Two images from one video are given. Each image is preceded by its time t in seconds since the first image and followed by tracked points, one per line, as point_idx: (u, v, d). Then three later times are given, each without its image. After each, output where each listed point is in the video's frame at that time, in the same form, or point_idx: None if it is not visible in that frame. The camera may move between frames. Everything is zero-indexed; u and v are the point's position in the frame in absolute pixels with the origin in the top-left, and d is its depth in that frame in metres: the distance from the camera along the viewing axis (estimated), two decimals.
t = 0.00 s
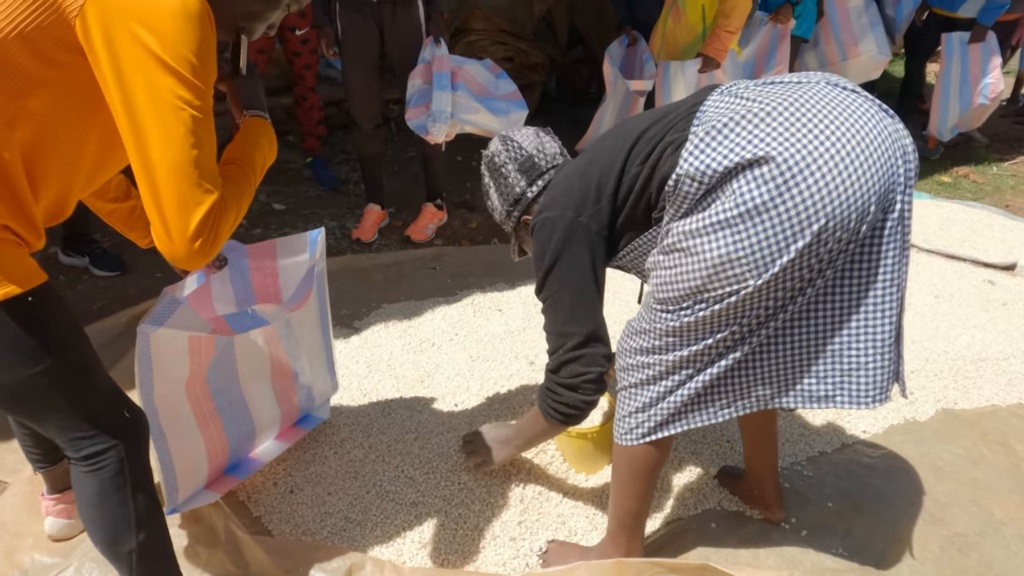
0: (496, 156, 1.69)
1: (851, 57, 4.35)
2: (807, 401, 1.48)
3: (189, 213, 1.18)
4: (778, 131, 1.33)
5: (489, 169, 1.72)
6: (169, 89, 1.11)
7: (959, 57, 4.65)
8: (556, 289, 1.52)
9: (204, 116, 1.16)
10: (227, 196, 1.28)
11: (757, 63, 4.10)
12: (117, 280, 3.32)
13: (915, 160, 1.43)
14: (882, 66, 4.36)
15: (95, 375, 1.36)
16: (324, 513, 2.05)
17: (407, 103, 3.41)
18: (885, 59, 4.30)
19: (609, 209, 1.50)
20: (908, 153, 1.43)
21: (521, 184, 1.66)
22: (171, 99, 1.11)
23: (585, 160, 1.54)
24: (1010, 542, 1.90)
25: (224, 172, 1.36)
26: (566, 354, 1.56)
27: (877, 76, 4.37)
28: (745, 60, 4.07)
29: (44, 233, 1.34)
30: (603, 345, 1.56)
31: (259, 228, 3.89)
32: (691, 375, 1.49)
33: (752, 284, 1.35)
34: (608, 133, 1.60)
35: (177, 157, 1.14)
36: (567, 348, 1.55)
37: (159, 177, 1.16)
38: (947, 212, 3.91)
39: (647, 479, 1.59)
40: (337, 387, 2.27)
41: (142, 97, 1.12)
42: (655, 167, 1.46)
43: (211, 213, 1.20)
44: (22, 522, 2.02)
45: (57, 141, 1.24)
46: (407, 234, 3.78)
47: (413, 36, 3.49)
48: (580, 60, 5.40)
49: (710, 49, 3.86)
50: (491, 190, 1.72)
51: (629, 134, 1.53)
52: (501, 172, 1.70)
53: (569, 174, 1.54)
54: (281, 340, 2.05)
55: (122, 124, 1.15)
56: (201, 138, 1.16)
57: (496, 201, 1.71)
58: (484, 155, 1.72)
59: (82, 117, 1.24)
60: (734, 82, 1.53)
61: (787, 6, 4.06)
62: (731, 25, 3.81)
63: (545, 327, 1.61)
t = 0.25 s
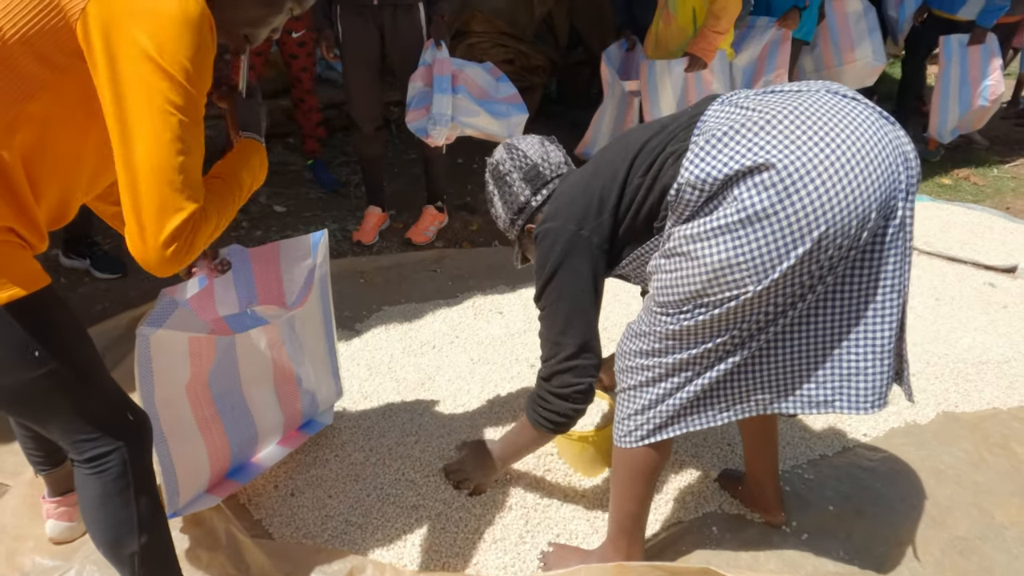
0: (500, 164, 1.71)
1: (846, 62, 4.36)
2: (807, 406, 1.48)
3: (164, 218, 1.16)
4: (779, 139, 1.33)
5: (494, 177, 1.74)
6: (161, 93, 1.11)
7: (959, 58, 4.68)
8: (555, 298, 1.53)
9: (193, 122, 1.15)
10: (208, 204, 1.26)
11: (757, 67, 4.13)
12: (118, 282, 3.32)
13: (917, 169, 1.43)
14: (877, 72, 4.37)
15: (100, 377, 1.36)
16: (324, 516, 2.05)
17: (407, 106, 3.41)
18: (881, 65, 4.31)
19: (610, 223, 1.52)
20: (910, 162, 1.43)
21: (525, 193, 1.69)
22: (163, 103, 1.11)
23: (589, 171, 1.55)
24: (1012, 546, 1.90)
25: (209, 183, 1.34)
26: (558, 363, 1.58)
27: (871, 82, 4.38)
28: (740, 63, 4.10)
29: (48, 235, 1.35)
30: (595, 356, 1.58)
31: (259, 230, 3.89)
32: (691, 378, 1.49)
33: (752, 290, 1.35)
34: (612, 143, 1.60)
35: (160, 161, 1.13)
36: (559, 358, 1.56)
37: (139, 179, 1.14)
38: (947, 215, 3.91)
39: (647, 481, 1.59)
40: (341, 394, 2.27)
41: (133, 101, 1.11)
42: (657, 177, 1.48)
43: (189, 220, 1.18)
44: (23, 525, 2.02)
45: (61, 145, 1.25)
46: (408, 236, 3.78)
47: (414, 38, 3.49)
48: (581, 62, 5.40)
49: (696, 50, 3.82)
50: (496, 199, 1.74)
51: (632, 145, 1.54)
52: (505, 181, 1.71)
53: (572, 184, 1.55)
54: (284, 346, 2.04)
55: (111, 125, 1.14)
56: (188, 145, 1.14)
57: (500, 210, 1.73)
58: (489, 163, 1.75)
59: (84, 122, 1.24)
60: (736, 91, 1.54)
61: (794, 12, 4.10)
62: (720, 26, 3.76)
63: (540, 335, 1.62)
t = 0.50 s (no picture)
0: (506, 176, 1.72)
1: (845, 66, 4.38)
2: (807, 412, 1.48)
3: (136, 223, 1.15)
4: (781, 146, 1.33)
5: (500, 188, 1.75)
6: (154, 99, 1.10)
7: (959, 63, 4.68)
8: (558, 308, 1.53)
9: (179, 130, 1.14)
10: (186, 214, 1.24)
11: (759, 72, 4.12)
12: (121, 284, 3.32)
13: (920, 178, 1.43)
14: (873, 80, 4.40)
15: (107, 380, 1.36)
16: (327, 519, 2.05)
17: (411, 109, 3.42)
18: (878, 73, 4.34)
19: (614, 233, 1.52)
20: (912, 172, 1.43)
21: (530, 204, 1.70)
22: (150, 109, 1.10)
23: (593, 183, 1.56)
24: (1015, 551, 1.90)
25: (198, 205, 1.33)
26: (557, 372, 1.59)
27: (868, 89, 4.41)
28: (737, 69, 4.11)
29: (54, 238, 1.35)
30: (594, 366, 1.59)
31: (262, 233, 3.90)
32: (691, 382, 1.49)
33: (753, 295, 1.35)
34: (617, 154, 1.61)
35: (141, 165, 1.11)
36: (559, 366, 1.58)
37: (119, 181, 1.13)
38: (950, 218, 3.91)
39: (648, 484, 1.59)
40: (346, 400, 2.27)
41: (123, 105, 1.11)
42: (660, 189, 1.49)
43: (162, 228, 1.16)
44: (26, 527, 2.03)
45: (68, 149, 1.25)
46: (410, 239, 3.79)
47: (416, 42, 3.48)
48: (583, 66, 5.40)
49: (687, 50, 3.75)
50: (502, 209, 1.75)
51: (634, 157, 1.55)
52: (511, 192, 1.73)
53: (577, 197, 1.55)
54: (289, 352, 2.03)
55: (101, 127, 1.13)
56: (170, 152, 1.13)
57: (506, 220, 1.75)
58: (495, 174, 1.76)
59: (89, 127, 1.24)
60: (739, 99, 1.54)
61: (798, 16, 4.09)
62: (713, 28, 3.68)
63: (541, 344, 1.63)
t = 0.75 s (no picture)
0: (511, 186, 1.74)
1: (843, 70, 4.41)
2: (807, 420, 1.47)
3: (113, 225, 1.15)
4: (783, 154, 1.34)
5: (505, 199, 1.76)
6: (149, 106, 1.10)
7: (961, 65, 4.71)
8: (564, 318, 1.55)
9: (171, 139, 1.14)
10: (171, 224, 1.25)
11: (760, 75, 4.14)
12: (125, 287, 3.33)
13: (922, 187, 1.44)
14: (871, 85, 4.45)
15: (115, 384, 1.37)
16: (330, 523, 2.06)
17: (413, 114, 3.43)
18: (874, 79, 4.39)
19: (619, 243, 1.52)
20: (915, 183, 1.43)
21: (537, 214, 1.70)
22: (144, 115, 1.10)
23: (598, 195, 1.56)
24: (1018, 557, 1.90)
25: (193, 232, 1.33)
26: (561, 380, 1.60)
27: (865, 94, 4.46)
28: (735, 72, 4.15)
29: (63, 242, 1.35)
30: (597, 378, 1.60)
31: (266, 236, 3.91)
32: (693, 387, 1.49)
33: (754, 301, 1.36)
34: (622, 166, 1.62)
35: (126, 169, 1.11)
36: (563, 374, 1.59)
37: (102, 182, 1.13)
38: (952, 222, 3.91)
39: (650, 488, 1.59)
40: (351, 406, 2.28)
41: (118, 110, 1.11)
42: (663, 199, 1.49)
43: (139, 232, 1.16)
44: (30, 530, 2.03)
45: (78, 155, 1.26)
46: (413, 243, 3.79)
47: (419, 46, 3.49)
48: (585, 69, 5.41)
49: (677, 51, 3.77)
50: (507, 220, 1.76)
51: (639, 167, 1.55)
52: (516, 203, 1.74)
53: (583, 210, 1.56)
54: (294, 356, 2.04)
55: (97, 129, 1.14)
56: (157, 159, 1.13)
57: (512, 231, 1.75)
58: (501, 185, 1.77)
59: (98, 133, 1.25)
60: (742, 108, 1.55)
61: (800, 21, 4.08)
62: (705, 29, 3.70)
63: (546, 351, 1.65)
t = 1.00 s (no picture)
0: (517, 194, 1.74)
1: (843, 76, 4.42)
2: (814, 428, 1.47)
3: (117, 231, 1.15)
4: (790, 161, 1.34)
5: (511, 207, 1.77)
6: (154, 113, 1.11)
7: (964, 71, 4.72)
8: (568, 325, 1.56)
9: (176, 147, 1.14)
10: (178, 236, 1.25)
11: (762, 80, 4.15)
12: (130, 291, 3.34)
13: (928, 194, 1.44)
14: (870, 90, 4.47)
15: (123, 388, 1.37)
16: (335, 528, 2.06)
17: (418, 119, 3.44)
18: (874, 85, 4.42)
19: (624, 251, 1.53)
20: (921, 190, 1.43)
21: (542, 221, 1.71)
22: (149, 122, 1.11)
23: (603, 202, 1.57)
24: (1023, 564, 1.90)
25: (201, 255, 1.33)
26: (566, 387, 1.61)
27: (865, 99, 4.48)
28: (739, 75, 4.17)
29: (74, 246, 1.36)
30: (603, 385, 1.61)
31: (270, 240, 3.91)
32: (698, 393, 1.49)
33: (760, 308, 1.36)
34: (628, 172, 1.62)
35: (132, 176, 1.12)
36: (568, 381, 1.60)
37: (108, 186, 1.13)
38: (957, 228, 3.91)
39: (655, 494, 1.59)
40: (358, 412, 2.28)
41: (123, 116, 1.12)
42: (669, 206, 1.50)
43: (142, 237, 1.16)
44: (36, 534, 2.04)
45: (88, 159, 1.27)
46: (417, 247, 3.80)
47: (424, 51, 3.50)
48: (589, 73, 5.42)
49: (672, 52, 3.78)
50: (513, 227, 1.76)
51: (645, 175, 1.56)
52: (522, 210, 1.74)
53: (590, 218, 1.56)
54: (300, 362, 2.06)
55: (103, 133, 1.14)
56: (161, 166, 1.14)
57: (518, 237, 1.76)
58: (506, 192, 1.77)
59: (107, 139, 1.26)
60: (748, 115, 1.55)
61: (804, 26, 4.07)
62: (700, 32, 3.72)
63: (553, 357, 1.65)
